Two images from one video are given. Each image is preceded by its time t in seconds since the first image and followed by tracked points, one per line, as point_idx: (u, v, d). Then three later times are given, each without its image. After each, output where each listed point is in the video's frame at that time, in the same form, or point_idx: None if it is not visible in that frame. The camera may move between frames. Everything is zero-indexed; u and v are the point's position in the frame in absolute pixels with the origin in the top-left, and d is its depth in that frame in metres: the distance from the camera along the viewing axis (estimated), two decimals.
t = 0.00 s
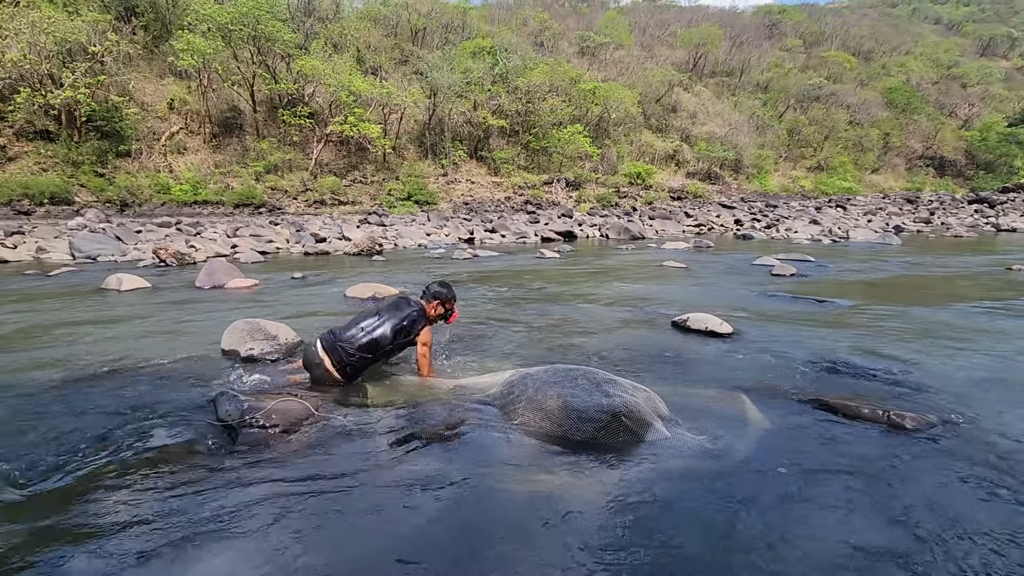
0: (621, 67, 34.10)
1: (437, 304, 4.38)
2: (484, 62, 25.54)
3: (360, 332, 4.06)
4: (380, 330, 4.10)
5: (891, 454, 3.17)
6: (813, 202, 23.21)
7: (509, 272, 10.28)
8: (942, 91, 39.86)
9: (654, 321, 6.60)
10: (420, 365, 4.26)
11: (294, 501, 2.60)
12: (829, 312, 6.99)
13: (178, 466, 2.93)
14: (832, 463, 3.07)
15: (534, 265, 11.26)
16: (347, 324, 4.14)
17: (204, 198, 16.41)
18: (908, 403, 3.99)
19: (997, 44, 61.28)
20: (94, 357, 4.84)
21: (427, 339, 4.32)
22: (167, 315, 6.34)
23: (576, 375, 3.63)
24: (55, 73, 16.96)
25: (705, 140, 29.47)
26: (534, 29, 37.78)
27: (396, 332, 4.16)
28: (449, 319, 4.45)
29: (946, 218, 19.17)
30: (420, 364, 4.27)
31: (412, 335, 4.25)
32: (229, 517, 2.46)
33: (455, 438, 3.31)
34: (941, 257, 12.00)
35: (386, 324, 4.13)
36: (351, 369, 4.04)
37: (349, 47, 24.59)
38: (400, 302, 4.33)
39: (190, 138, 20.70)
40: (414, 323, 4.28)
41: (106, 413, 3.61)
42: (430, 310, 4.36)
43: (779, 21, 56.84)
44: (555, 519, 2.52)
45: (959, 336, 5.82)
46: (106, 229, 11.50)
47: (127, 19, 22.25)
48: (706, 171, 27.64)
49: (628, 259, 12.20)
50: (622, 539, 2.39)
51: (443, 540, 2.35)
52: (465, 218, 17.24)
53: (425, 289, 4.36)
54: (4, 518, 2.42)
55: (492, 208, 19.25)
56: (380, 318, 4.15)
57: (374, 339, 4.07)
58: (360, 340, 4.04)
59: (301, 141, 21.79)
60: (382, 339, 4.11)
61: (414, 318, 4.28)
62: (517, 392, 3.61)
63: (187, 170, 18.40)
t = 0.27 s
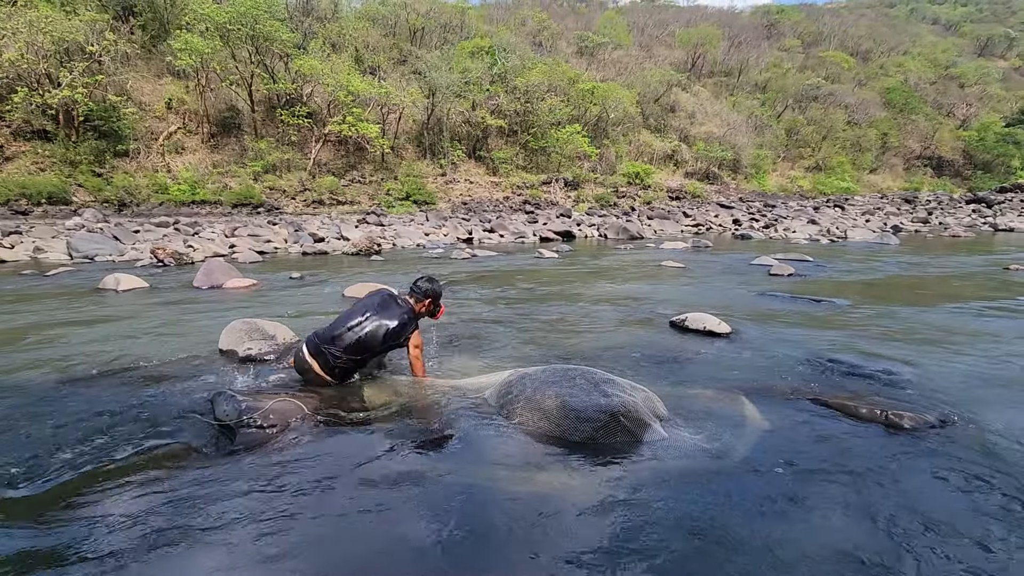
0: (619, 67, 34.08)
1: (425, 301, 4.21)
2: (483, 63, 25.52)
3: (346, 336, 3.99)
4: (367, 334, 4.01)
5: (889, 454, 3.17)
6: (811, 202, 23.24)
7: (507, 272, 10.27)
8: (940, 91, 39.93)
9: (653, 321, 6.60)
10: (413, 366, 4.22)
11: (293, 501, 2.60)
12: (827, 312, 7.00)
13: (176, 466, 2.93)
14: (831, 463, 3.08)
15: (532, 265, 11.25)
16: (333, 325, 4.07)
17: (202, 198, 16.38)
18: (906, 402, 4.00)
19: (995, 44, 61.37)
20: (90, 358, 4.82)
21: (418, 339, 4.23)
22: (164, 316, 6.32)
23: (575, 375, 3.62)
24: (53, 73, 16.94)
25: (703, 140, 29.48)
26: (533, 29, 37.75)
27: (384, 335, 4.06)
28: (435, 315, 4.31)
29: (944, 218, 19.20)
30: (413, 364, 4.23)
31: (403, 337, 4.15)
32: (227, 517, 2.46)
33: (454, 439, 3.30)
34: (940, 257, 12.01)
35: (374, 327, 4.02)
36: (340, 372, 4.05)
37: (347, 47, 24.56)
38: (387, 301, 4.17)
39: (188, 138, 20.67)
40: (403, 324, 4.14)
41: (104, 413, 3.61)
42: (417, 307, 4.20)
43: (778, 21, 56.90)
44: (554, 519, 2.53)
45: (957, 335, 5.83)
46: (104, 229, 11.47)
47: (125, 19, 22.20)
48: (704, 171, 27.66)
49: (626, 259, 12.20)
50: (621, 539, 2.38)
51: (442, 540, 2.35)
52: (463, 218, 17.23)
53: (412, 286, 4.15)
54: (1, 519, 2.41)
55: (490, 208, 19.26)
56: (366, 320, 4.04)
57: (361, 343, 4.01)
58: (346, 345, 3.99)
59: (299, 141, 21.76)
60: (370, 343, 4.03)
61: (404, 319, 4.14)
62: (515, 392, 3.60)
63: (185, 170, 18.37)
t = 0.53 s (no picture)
0: (617, 67, 34.09)
1: (413, 301, 4.20)
2: (481, 63, 25.52)
3: (334, 337, 3.96)
4: (355, 335, 3.97)
5: (886, 454, 3.18)
6: (809, 202, 23.29)
7: (505, 272, 10.27)
8: (937, 92, 40.04)
9: (651, 321, 6.60)
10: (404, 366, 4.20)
11: (292, 503, 2.60)
12: (826, 313, 7.01)
13: (175, 467, 2.93)
14: (829, 463, 3.08)
15: (530, 265, 11.26)
16: (321, 326, 4.05)
17: (200, 198, 16.34)
18: (902, 402, 4.01)
19: (992, 45, 61.49)
20: (86, 358, 4.81)
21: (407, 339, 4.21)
22: (161, 316, 6.30)
23: (573, 376, 3.62)
24: (50, 72, 16.91)
25: (701, 141, 29.55)
26: (531, 29, 37.70)
27: (372, 336, 4.02)
28: (421, 314, 4.33)
29: (941, 218, 19.25)
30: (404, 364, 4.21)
31: (392, 338, 4.10)
32: (225, 518, 2.46)
33: (452, 439, 3.31)
34: (937, 257, 12.06)
35: (362, 328, 3.99)
36: (329, 374, 4.01)
37: (345, 47, 24.55)
38: (374, 301, 4.14)
39: (186, 138, 20.65)
40: (392, 325, 4.10)
41: (103, 413, 3.61)
42: (405, 308, 4.20)
43: (776, 21, 57.00)
44: (553, 519, 2.52)
45: (953, 336, 5.84)
46: (101, 229, 11.45)
47: (122, 18, 22.16)
48: (702, 171, 27.70)
49: (624, 259, 12.21)
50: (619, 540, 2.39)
51: (441, 541, 2.35)
52: (462, 218, 17.23)
53: (400, 287, 4.14)
54: None
55: (489, 208, 19.27)
56: (353, 321, 4.01)
57: (350, 344, 3.98)
58: (334, 346, 3.95)
59: (297, 141, 21.74)
60: (358, 343, 3.99)
61: (392, 320, 4.11)
62: (513, 393, 3.60)
63: (183, 170, 18.34)
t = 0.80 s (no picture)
0: (616, 69, 34.15)
1: (408, 303, 4.18)
2: (480, 64, 25.54)
3: (328, 338, 3.97)
4: (348, 337, 3.97)
5: (883, 455, 3.19)
6: (807, 204, 23.29)
7: (504, 273, 10.29)
8: (934, 94, 40.16)
9: (650, 322, 6.61)
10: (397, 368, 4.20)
11: (290, 503, 2.60)
12: (824, 314, 7.03)
13: (174, 467, 2.93)
14: (826, 464, 3.09)
15: (529, 266, 11.27)
16: (316, 327, 4.10)
17: (199, 199, 16.34)
18: (900, 403, 4.02)
19: (990, 47, 61.65)
20: (85, 359, 4.80)
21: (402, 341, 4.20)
22: (160, 317, 6.30)
23: (571, 377, 3.63)
24: (48, 72, 16.89)
25: (700, 142, 29.60)
26: (530, 30, 37.73)
27: (365, 338, 4.01)
28: (418, 315, 4.30)
29: (939, 219, 19.29)
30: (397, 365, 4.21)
31: (386, 340, 4.09)
32: (224, 518, 2.46)
33: (451, 439, 3.31)
34: (934, 258, 12.09)
35: (355, 328, 3.99)
36: (322, 374, 4.01)
37: (343, 48, 24.55)
38: (370, 302, 4.13)
39: (184, 139, 20.66)
40: (387, 326, 4.09)
41: (101, 414, 3.61)
42: (400, 310, 4.16)
43: (774, 23, 57.12)
44: (551, 519, 2.53)
45: (951, 337, 5.86)
46: (100, 229, 11.45)
47: (121, 19, 22.14)
48: (701, 173, 27.75)
49: (623, 260, 12.23)
50: (619, 540, 2.39)
51: (439, 541, 2.35)
52: (460, 219, 17.23)
53: (395, 289, 4.09)
54: None
55: (487, 209, 19.28)
56: (347, 321, 4.01)
57: (342, 344, 3.98)
58: (328, 347, 3.97)
59: (296, 142, 21.74)
60: (351, 344, 3.99)
61: (386, 321, 4.09)
62: (512, 394, 3.61)
63: (181, 170, 18.33)
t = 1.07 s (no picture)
0: (616, 70, 34.17)
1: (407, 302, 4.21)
2: (480, 65, 25.56)
3: (328, 335, 3.98)
4: (347, 334, 3.98)
5: (882, 455, 3.19)
6: (807, 205, 23.29)
7: (504, 274, 10.29)
8: (933, 96, 40.20)
9: (649, 323, 6.62)
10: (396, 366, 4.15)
11: (290, 503, 2.59)
12: (823, 315, 7.04)
13: (175, 467, 2.93)
14: (826, 464, 3.09)
15: (528, 267, 11.27)
16: (316, 326, 4.10)
17: (198, 199, 16.34)
18: (899, 404, 4.02)
19: (989, 48, 61.71)
20: (84, 359, 4.80)
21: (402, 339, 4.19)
22: (160, 317, 6.31)
23: (571, 378, 3.63)
24: (48, 72, 16.91)
25: (699, 143, 29.63)
26: (529, 31, 37.73)
27: (364, 335, 4.02)
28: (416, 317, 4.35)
29: (938, 221, 19.31)
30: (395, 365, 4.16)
31: (384, 338, 4.09)
32: (223, 518, 2.46)
33: (450, 440, 3.31)
34: (934, 260, 12.11)
35: (356, 325, 4.01)
36: (322, 371, 3.99)
37: (344, 49, 24.58)
38: (368, 301, 4.18)
39: (184, 139, 20.68)
40: (386, 324, 4.10)
41: (101, 414, 3.61)
42: (399, 310, 4.20)
43: (774, 25, 57.18)
44: (550, 520, 2.53)
45: (950, 339, 5.86)
46: (100, 230, 11.45)
47: (121, 19, 22.14)
48: (700, 174, 27.77)
49: (622, 261, 12.24)
50: (617, 540, 2.39)
51: (439, 541, 2.35)
52: (460, 220, 17.25)
53: (392, 290, 4.15)
54: None
55: (487, 209, 19.29)
56: (346, 319, 4.03)
57: (342, 341, 3.98)
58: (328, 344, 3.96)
59: (296, 143, 21.75)
60: (352, 342, 3.99)
61: (385, 319, 4.11)
62: (512, 395, 3.60)
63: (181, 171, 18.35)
